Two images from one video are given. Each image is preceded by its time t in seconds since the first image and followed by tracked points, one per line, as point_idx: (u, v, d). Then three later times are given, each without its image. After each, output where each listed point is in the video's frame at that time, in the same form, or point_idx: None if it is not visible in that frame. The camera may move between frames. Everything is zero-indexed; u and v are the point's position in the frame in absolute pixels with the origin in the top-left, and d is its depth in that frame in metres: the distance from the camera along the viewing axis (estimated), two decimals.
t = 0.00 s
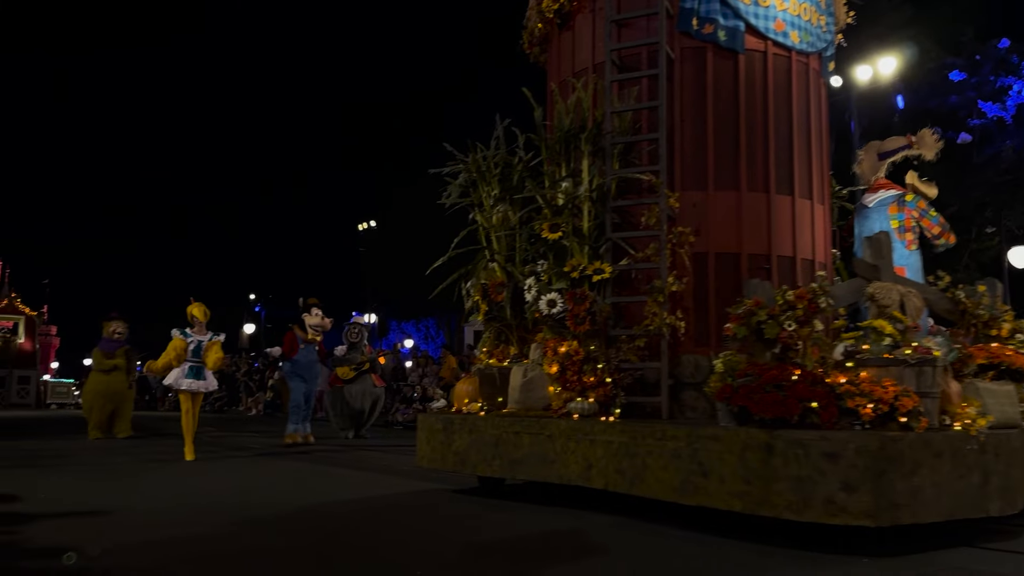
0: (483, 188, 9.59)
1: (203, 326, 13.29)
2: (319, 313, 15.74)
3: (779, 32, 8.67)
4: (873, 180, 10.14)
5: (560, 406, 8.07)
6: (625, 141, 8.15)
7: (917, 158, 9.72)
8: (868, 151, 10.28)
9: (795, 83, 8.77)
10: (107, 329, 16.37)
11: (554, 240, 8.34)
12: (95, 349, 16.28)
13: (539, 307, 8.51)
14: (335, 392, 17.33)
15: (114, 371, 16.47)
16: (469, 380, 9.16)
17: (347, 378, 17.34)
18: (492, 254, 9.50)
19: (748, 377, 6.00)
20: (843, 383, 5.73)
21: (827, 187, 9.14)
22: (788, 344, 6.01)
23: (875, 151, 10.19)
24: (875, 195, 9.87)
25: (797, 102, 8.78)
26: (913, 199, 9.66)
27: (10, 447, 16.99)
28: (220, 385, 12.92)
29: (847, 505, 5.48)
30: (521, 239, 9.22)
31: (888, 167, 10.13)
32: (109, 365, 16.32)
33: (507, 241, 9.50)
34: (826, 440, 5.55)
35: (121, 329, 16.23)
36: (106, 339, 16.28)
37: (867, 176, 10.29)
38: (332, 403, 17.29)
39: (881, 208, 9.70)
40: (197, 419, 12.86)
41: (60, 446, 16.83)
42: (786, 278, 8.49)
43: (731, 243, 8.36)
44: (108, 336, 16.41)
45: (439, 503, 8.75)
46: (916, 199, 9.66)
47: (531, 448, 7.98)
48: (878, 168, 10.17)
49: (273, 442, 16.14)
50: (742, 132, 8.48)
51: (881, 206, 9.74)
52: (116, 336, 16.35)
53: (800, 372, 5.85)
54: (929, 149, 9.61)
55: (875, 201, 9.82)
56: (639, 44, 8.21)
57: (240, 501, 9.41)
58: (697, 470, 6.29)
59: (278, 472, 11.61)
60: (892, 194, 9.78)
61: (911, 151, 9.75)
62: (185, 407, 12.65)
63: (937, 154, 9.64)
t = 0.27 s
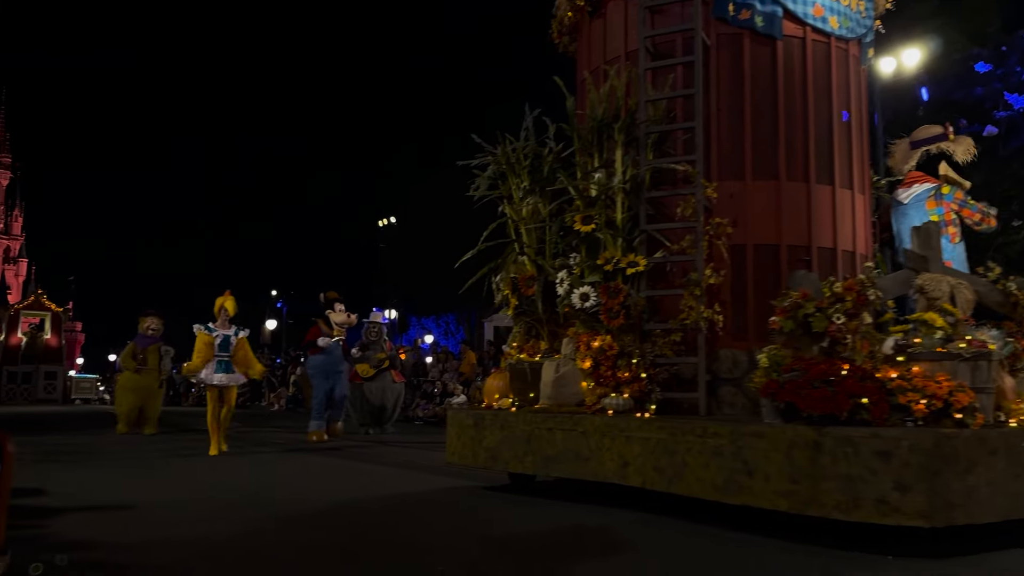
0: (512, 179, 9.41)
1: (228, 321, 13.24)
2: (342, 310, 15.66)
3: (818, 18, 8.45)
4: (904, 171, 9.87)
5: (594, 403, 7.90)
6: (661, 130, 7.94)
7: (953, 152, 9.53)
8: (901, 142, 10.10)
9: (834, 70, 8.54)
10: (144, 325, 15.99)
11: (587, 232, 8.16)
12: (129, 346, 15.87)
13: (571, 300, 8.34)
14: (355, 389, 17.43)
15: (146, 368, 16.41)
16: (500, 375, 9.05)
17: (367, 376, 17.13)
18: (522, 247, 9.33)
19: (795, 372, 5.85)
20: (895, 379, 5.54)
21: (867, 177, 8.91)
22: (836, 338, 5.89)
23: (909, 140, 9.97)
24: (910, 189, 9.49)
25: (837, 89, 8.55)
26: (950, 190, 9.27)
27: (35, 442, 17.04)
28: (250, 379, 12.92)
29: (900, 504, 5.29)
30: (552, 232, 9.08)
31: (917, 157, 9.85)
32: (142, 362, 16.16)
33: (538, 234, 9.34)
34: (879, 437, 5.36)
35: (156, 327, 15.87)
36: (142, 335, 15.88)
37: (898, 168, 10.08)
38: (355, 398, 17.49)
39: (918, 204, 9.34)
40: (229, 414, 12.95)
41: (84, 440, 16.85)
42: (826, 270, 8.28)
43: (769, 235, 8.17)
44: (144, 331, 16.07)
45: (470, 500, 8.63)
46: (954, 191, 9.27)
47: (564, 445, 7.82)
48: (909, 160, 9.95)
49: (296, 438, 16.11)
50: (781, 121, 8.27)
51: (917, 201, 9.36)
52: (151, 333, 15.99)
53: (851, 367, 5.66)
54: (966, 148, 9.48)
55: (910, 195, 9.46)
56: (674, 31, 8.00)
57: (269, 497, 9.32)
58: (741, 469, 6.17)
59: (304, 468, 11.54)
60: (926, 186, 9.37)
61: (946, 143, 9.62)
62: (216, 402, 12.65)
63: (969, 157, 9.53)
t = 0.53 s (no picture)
0: (542, 172, 9.25)
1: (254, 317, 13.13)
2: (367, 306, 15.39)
3: (858, 4, 8.27)
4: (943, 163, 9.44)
5: (628, 400, 7.72)
6: (695, 120, 7.75)
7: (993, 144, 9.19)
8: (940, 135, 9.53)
9: (875, 58, 8.35)
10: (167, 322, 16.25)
11: (620, 225, 7.97)
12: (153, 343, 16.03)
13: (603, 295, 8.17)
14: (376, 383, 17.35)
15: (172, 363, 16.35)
16: (530, 371, 8.89)
17: (387, 370, 17.18)
18: (552, 242, 9.17)
19: (843, 368, 5.69)
20: (949, 375, 5.37)
21: (908, 168, 8.69)
22: (886, 333, 5.71)
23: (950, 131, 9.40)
24: (948, 182, 9.06)
25: (878, 78, 8.36)
26: (991, 183, 8.84)
27: (59, 438, 17.06)
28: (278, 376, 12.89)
29: (955, 506, 5.11)
30: (583, 226, 8.93)
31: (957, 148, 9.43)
32: (167, 357, 16.22)
33: (568, 228, 9.18)
34: (932, 435, 5.18)
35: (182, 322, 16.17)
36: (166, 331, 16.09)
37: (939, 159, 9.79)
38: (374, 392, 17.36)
39: (957, 198, 8.90)
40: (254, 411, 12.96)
41: (108, 437, 16.86)
42: (867, 264, 8.08)
43: (808, 227, 7.99)
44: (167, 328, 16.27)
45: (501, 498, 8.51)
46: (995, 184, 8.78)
47: (598, 443, 7.64)
48: (949, 151, 9.48)
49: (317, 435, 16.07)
50: (821, 110, 8.09)
51: (956, 195, 8.93)
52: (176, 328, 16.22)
53: (900, 363, 5.53)
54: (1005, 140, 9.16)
55: (949, 187, 8.99)
56: (710, 18, 7.82)
57: (295, 494, 9.23)
58: (785, 469, 6.01)
59: (328, 465, 11.47)
60: (966, 179, 8.95)
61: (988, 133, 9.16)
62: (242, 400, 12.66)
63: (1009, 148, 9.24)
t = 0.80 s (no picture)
0: (571, 165, 9.08)
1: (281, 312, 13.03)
2: (386, 301, 15.23)
3: None
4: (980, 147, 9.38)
5: (661, 397, 7.46)
6: (731, 108, 7.55)
7: None
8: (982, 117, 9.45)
9: (916, 45, 8.12)
10: (192, 313, 16.09)
11: (653, 217, 7.78)
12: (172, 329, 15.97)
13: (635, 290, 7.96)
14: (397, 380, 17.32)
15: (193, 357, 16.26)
16: (559, 367, 8.70)
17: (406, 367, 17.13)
18: (581, 235, 9.00)
19: (893, 364, 5.49)
20: (1006, 372, 5.15)
21: (949, 158, 8.46)
22: (938, 327, 5.45)
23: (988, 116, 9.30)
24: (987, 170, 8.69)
25: (919, 65, 8.13)
26: None
27: (81, 434, 17.06)
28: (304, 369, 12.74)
29: (1012, 508, 4.91)
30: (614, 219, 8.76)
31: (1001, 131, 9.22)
32: (188, 350, 16.15)
33: (599, 221, 9.00)
34: (988, 434, 4.99)
35: (205, 315, 15.97)
36: (190, 323, 15.94)
37: (984, 143, 9.59)
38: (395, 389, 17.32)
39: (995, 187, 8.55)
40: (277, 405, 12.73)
41: (129, 433, 16.84)
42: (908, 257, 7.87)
43: (848, 219, 7.78)
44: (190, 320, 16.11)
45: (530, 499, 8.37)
46: None
47: (631, 442, 7.44)
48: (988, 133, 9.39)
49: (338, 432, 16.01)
50: (861, 98, 7.89)
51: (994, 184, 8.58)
52: (200, 320, 16.00)
53: (953, 359, 5.32)
54: None
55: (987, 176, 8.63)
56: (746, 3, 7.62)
57: (321, 493, 9.12)
58: (830, 468, 5.83)
59: (352, 463, 11.38)
60: (1007, 167, 8.58)
61: None
62: (270, 393, 12.51)
63: None
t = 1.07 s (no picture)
0: (598, 158, 8.88)
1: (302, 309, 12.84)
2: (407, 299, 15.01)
3: None
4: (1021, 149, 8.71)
5: (695, 395, 7.25)
6: (767, 98, 7.33)
7: None
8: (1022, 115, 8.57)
9: (957, 32, 7.86)
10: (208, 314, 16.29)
11: (686, 210, 7.57)
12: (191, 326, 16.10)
13: (667, 285, 7.73)
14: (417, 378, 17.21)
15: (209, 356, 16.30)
16: (587, 365, 8.52)
17: (425, 366, 16.96)
18: (610, 229, 8.79)
19: (943, 360, 5.27)
20: None
21: (990, 150, 8.19)
22: (994, 322, 5.25)
23: None
24: None
25: (960, 54, 7.87)
26: None
27: (101, 432, 17.02)
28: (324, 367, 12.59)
29: None
30: (644, 213, 8.54)
31: None
32: (204, 349, 16.22)
33: (627, 215, 8.79)
34: None
35: (223, 316, 16.17)
36: (208, 323, 16.13)
37: None
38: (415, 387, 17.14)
39: None
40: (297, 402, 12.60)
41: (149, 430, 16.79)
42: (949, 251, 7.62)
43: (887, 211, 7.54)
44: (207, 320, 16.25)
45: (558, 499, 8.20)
46: None
47: (663, 441, 7.24)
48: None
49: (357, 430, 15.90)
50: (900, 87, 7.64)
51: None
52: (216, 320, 16.22)
53: (1010, 355, 5.10)
54: None
55: None
56: None
57: (344, 492, 8.99)
58: (875, 468, 5.62)
59: (373, 462, 11.25)
60: None
61: None
62: (292, 393, 12.40)
63: None
